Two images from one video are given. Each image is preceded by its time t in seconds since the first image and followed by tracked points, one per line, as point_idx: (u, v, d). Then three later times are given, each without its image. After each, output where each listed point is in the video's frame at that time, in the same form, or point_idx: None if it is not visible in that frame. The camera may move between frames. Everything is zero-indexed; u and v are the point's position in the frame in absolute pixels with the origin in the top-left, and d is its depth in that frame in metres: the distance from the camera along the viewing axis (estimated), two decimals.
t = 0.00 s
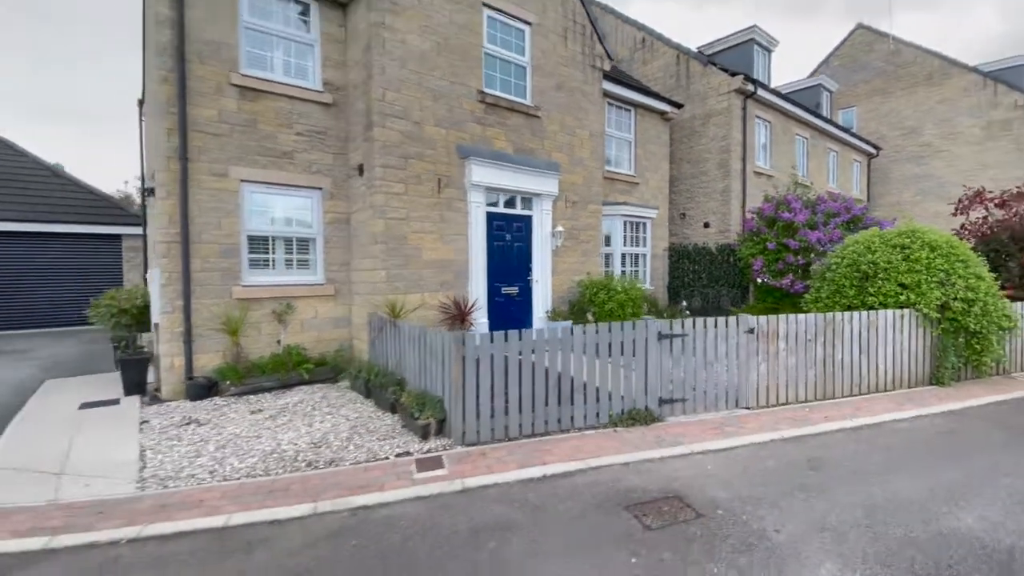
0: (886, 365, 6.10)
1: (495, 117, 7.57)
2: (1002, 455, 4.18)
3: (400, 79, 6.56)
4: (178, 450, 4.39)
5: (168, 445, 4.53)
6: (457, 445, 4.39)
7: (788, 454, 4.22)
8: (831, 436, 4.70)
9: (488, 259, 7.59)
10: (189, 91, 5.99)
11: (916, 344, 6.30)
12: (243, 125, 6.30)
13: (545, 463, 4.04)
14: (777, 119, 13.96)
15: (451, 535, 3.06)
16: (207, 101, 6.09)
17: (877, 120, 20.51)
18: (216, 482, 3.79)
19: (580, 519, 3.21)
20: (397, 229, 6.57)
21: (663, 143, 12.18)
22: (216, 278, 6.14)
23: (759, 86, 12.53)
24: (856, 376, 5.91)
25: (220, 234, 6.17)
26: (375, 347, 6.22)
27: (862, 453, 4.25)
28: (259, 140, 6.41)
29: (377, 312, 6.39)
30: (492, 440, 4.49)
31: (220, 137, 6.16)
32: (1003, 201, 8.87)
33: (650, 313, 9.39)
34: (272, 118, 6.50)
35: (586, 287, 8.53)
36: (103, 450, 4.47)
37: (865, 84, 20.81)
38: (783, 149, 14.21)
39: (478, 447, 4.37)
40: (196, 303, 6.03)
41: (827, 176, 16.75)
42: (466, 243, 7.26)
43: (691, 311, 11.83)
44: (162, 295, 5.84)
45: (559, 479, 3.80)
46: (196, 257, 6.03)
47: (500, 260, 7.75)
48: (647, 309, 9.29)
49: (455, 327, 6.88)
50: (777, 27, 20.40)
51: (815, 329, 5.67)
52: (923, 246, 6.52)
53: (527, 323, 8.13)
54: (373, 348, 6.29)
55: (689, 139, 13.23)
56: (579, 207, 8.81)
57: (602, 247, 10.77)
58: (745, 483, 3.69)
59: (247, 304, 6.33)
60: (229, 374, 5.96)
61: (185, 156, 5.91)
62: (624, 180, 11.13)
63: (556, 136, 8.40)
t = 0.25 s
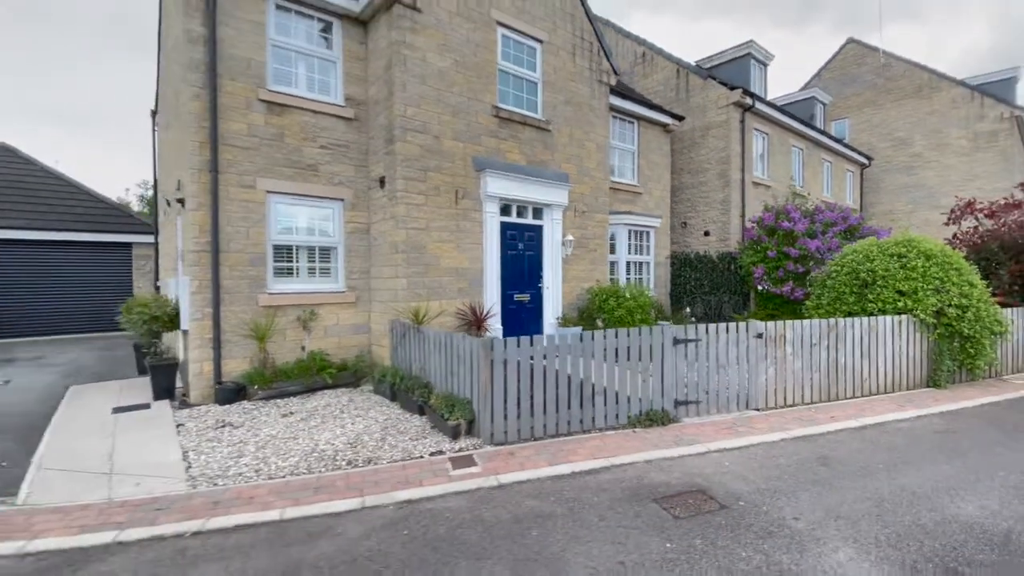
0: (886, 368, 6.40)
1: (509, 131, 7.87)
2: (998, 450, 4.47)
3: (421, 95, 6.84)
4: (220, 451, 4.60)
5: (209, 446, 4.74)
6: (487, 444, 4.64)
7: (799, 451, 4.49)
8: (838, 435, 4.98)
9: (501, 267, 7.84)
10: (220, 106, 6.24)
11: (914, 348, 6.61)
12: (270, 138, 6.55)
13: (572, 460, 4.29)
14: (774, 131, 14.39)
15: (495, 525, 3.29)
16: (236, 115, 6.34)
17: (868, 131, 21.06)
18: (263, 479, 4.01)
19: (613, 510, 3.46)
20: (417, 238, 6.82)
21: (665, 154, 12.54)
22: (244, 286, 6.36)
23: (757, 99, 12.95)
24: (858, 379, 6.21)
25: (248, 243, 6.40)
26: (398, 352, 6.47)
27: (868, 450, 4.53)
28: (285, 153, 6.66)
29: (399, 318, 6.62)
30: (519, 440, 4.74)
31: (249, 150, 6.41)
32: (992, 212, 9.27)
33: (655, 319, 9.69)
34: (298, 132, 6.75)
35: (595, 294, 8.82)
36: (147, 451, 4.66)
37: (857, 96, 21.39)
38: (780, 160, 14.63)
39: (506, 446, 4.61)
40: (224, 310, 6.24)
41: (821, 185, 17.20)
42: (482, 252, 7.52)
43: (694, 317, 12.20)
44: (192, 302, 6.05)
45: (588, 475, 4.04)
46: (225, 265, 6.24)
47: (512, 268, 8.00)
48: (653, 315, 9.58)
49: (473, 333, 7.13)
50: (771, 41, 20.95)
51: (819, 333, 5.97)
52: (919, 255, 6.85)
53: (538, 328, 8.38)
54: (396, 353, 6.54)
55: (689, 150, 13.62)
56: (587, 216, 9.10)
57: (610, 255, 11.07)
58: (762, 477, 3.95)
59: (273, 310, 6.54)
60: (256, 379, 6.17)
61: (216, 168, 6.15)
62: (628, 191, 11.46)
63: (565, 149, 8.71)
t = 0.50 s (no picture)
0: (885, 371, 6.72)
1: (521, 143, 8.18)
2: (992, 446, 4.78)
3: (439, 109, 7.14)
4: (258, 450, 4.80)
5: (246, 446, 4.94)
6: (513, 443, 4.88)
7: (808, 448, 4.77)
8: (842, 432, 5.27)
9: (514, 274, 8.10)
10: (248, 120, 6.48)
11: (910, 351, 6.94)
12: (295, 151, 6.80)
13: (596, 457, 4.54)
14: (770, 143, 14.83)
15: (533, 515, 3.53)
16: (263, 129, 6.58)
17: (860, 142, 21.65)
18: (305, 476, 4.22)
19: (641, 501, 3.71)
20: (436, 247, 7.08)
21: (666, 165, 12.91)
22: (269, 293, 6.57)
23: (754, 112, 13.37)
24: (858, 381, 6.53)
25: (273, 251, 6.62)
26: (419, 355, 6.70)
27: (872, 446, 4.81)
28: (308, 164, 6.91)
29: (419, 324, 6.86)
30: (543, 438, 4.98)
31: (275, 162, 6.65)
32: (981, 222, 9.68)
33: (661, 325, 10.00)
34: (321, 145, 7.01)
35: (603, 301, 9.11)
36: (186, 451, 4.85)
37: (848, 108, 21.99)
38: (776, 171, 15.06)
39: (532, 445, 4.85)
40: (251, 316, 6.45)
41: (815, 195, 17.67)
42: (496, 259, 7.79)
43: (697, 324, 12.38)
44: (221, 309, 6.25)
45: (612, 470, 4.29)
46: (251, 273, 6.46)
47: (524, 275, 8.27)
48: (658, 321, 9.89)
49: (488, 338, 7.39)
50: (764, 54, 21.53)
51: (822, 337, 6.28)
52: (914, 263, 7.20)
53: (548, 334, 8.64)
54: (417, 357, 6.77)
55: (689, 161, 14.02)
56: (594, 225, 9.41)
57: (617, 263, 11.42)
58: (775, 471, 4.22)
59: (297, 316, 6.76)
60: (282, 383, 6.37)
61: (245, 180, 6.38)
62: (631, 200, 11.80)
63: (573, 161, 9.03)
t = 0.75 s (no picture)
0: (882, 375, 7.03)
1: (530, 156, 8.45)
2: (985, 445, 5.07)
3: (454, 124, 7.40)
4: (290, 453, 4.97)
5: (277, 449, 5.11)
6: (535, 445, 5.11)
7: (815, 448, 5.03)
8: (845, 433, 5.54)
9: (523, 282, 8.35)
10: (272, 133, 6.70)
11: (906, 356, 7.26)
12: (315, 163, 7.01)
13: (616, 458, 4.76)
14: (765, 154, 15.26)
15: (564, 511, 3.74)
16: (286, 142, 6.80)
17: (849, 153, 22.24)
18: (341, 476, 4.41)
19: (665, 497, 3.94)
20: (451, 256, 7.31)
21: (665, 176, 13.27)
22: (290, 301, 6.75)
23: (750, 125, 13.79)
24: (857, 384, 6.83)
25: (294, 260, 6.81)
26: (435, 361, 6.91)
27: (874, 446, 5.09)
28: (328, 176, 7.12)
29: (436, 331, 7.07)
30: (562, 441, 5.21)
31: (297, 174, 6.86)
32: (970, 232, 10.08)
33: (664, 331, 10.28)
34: (340, 157, 7.23)
35: (609, 308, 9.39)
36: (220, 455, 5.01)
37: (838, 120, 22.61)
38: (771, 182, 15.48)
39: (553, 447, 5.08)
40: (273, 323, 6.62)
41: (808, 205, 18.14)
42: (507, 268, 8.03)
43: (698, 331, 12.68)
44: (245, 317, 6.42)
45: (633, 470, 4.52)
46: (273, 282, 6.64)
47: (533, 283, 8.52)
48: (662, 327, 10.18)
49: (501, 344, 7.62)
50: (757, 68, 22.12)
51: (824, 343, 6.57)
52: (908, 272, 7.53)
53: (557, 340, 8.87)
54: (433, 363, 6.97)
55: (688, 172, 14.41)
56: (600, 235, 9.68)
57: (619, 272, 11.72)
58: (786, 469, 4.47)
59: (317, 324, 6.94)
60: (303, 389, 6.54)
61: (268, 191, 6.58)
62: (633, 210, 12.12)
63: (580, 172, 9.31)
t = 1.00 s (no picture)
0: (875, 378, 7.37)
1: (537, 167, 8.75)
2: (974, 442, 5.39)
3: (466, 137, 7.67)
4: (317, 454, 5.16)
5: (303, 450, 5.29)
6: (552, 444, 5.34)
7: (817, 446, 5.31)
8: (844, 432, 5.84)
9: (531, 289, 8.60)
10: (292, 145, 6.91)
11: (897, 360, 7.61)
12: (332, 174, 7.24)
13: (631, 456, 5.01)
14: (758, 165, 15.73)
15: (588, 505, 3.98)
16: (305, 153, 7.02)
17: (838, 164, 22.88)
18: (370, 475, 4.61)
19: (681, 491, 4.19)
20: (463, 264, 7.55)
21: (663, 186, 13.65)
22: (308, 307, 6.94)
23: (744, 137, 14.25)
24: (853, 387, 7.15)
25: (311, 268, 7.01)
26: (448, 366, 7.13)
27: (871, 443, 5.39)
28: (344, 186, 7.35)
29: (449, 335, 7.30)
30: (578, 440, 5.45)
31: (315, 184, 7.08)
32: (958, 241, 10.52)
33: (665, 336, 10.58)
34: (356, 168, 7.47)
35: (612, 314, 9.67)
36: (248, 456, 5.18)
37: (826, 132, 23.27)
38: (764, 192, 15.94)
39: (569, 446, 5.31)
40: (292, 329, 6.80)
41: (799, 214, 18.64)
42: (515, 275, 8.29)
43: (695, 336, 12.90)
44: (265, 323, 6.61)
45: (648, 467, 4.76)
46: (292, 288, 6.82)
47: (539, 289, 8.78)
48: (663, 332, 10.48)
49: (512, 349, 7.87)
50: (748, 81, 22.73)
51: (821, 347, 6.89)
52: (899, 279, 7.90)
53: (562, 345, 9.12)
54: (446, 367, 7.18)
55: (684, 182, 14.81)
56: (602, 243, 9.98)
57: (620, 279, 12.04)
58: (792, 465, 4.74)
59: (333, 329, 7.14)
60: (321, 393, 6.72)
61: (288, 201, 6.79)
62: (632, 219, 12.46)
63: (583, 183, 9.62)
